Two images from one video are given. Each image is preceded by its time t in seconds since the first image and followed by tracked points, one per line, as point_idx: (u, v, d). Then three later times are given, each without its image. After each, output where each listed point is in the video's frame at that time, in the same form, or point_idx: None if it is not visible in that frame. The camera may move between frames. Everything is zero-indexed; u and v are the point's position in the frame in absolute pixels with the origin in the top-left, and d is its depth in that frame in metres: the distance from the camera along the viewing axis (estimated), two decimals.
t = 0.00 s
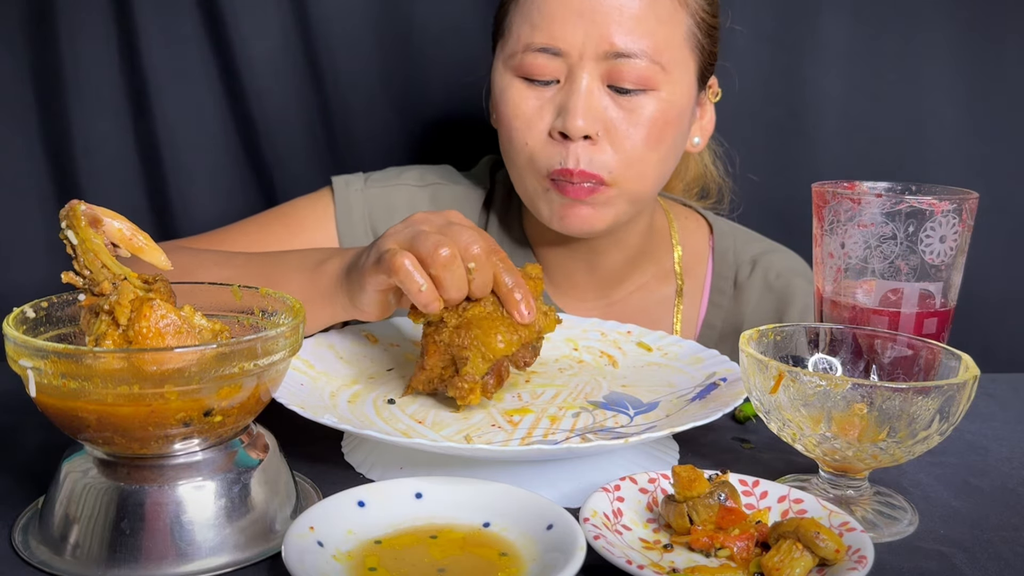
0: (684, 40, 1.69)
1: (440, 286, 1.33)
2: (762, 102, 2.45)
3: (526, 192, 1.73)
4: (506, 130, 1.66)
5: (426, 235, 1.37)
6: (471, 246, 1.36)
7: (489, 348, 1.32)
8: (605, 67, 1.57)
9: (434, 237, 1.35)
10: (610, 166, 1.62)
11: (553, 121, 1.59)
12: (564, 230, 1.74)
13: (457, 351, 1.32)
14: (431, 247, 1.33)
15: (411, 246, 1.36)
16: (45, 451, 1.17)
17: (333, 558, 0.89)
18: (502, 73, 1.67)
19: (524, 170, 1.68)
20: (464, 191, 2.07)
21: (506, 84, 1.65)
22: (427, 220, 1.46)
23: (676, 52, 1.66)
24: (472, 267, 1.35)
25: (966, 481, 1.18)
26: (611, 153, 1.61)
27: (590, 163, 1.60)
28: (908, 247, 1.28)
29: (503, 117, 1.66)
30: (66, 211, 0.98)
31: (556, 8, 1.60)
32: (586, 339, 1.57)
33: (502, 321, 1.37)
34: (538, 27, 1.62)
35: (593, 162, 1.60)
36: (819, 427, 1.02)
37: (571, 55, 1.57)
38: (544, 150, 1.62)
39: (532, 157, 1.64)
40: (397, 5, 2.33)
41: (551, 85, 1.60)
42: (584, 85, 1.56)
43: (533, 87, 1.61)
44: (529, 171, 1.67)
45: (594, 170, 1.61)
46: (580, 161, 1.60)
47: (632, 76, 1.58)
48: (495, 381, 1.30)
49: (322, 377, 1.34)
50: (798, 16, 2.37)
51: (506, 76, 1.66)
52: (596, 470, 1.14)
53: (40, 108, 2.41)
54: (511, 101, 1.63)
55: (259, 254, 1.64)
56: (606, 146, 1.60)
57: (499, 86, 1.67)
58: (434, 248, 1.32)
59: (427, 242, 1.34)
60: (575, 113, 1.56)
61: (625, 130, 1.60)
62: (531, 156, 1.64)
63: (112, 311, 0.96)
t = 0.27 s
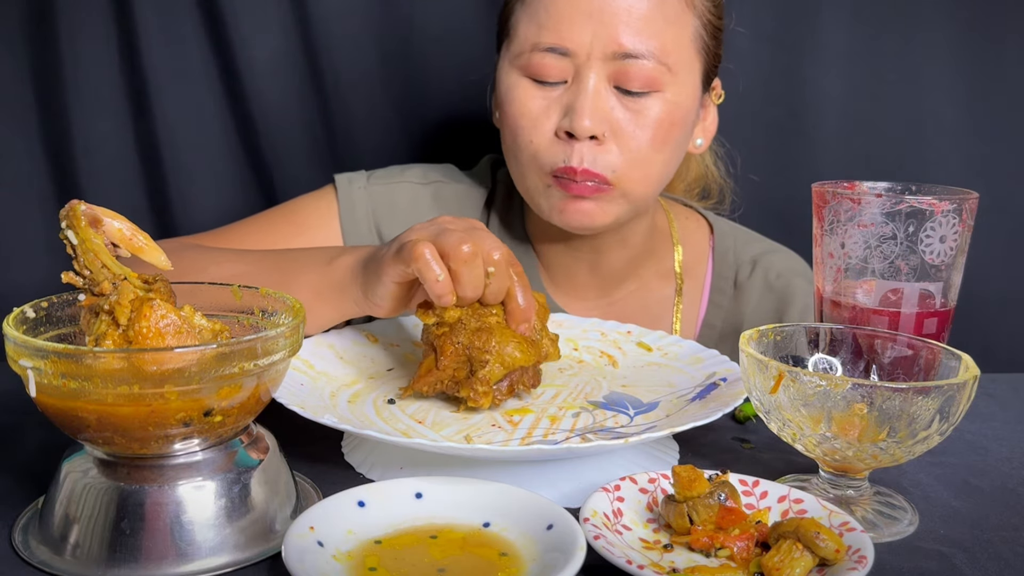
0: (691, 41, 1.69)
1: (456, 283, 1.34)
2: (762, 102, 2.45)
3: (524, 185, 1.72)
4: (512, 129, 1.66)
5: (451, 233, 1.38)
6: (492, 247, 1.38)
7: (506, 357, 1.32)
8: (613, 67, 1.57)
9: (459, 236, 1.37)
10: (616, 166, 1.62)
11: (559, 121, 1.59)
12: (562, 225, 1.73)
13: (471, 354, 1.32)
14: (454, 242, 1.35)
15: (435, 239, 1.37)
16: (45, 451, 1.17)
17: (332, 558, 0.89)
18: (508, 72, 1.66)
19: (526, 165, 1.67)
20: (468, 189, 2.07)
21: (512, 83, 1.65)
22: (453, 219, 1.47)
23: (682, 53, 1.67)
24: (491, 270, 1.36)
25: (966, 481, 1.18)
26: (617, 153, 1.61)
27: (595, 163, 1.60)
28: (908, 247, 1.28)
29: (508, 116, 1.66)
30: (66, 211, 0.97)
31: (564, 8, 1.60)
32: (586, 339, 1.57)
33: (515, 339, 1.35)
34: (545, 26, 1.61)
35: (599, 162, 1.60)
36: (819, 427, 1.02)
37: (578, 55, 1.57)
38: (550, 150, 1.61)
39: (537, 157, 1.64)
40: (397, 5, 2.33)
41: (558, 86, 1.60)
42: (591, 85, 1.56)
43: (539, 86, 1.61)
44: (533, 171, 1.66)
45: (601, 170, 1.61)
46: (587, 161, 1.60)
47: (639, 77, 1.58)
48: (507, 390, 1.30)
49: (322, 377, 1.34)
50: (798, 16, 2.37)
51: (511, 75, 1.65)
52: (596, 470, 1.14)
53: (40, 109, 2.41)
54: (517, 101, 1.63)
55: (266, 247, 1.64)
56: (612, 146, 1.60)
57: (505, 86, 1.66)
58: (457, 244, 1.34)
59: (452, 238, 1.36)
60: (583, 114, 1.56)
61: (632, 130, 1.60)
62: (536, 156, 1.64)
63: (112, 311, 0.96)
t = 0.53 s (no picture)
0: (698, 41, 1.69)
1: (472, 297, 1.35)
2: (762, 102, 2.45)
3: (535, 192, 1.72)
4: (519, 131, 1.66)
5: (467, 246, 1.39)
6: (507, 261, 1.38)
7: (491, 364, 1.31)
8: (620, 69, 1.57)
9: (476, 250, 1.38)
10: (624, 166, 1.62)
11: (567, 122, 1.59)
12: (578, 234, 1.75)
13: (460, 361, 1.33)
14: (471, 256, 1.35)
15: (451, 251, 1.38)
16: (45, 451, 1.17)
17: (333, 558, 0.89)
18: (515, 73, 1.66)
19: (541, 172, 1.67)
20: (470, 187, 2.08)
21: (518, 85, 1.64)
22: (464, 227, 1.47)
23: (690, 54, 1.66)
24: (507, 286, 1.37)
25: (966, 481, 1.18)
26: (625, 154, 1.61)
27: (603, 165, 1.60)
28: (908, 247, 1.28)
29: (514, 118, 1.66)
30: (66, 211, 0.97)
31: (571, 9, 1.59)
32: (586, 339, 1.57)
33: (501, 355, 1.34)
34: (552, 28, 1.61)
35: (609, 163, 1.61)
36: (819, 427, 1.02)
37: (585, 57, 1.57)
38: (559, 152, 1.62)
39: (545, 157, 1.64)
40: (396, 5, 2.33)
41: (565, 87, 1.60)
42: (599, 86, 1.56)
43: (546, 88, 1.61)
44: (541, 172, 1.66)
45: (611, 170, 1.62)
46: (596, 162, 1.60)
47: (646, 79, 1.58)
48: (482, 405, 1.28)
49: (322, 377, 1.34)
50: (798, 16, 2.37)
51: (518, 76, 1.65)
52: (596, 470, 1.14)
53: (39, 108, 2.41)
54: (524, 103, 1.63)
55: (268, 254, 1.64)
56: (620, 147, 1.60)
57: (511, 87, 1.66)
58: (474, 259, 1.35)
59: (468, 252, 1.37)
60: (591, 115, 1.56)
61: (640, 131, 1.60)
62: (544, 156, 1.64)
63: (112, 311, 0.96)
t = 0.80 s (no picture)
0: (702, 45, 1.70)
1: (449, 316, 1.34)
2: (762, 102, 2.45)
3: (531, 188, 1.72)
4: (521, 131, 1.65)
5: (445, 257, 1.36)
6: (484, 277, 1.37)
7: (467, 362, 1.32)
8: (624, 71, 1.57)
9: (454, 265, 1.35)
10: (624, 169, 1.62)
11: (570, 123, 1.59)
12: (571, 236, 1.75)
13: (435, 360, 1.32)
14: (448, 273, 1.33)
15: (428, 265, 1.35)
16: (45, 451, 1.17)
17: (333, 558, 0.89)
18: (518, 73, 1.66)
19: (536, 170, 1.67)
20: (471, 189, 2.07)
21: (522, 85, 1.64)
22: (447, 231, 1.42)
23: (693, 56, 1.67)
24: (485, 302, 1.36)
25: (966, 481, 1.18)
26: (626, 156, 1.61)
27: (604, 167, 1.60)
28: (908, 247, 1.28)
29: (517, 118, 1.66)
30: (66, 212, 0.97)
31: (576, 8, 1.59)
32: (586, 339, 1.57)
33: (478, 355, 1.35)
34: (557, 28, 1.61)
35: (608, 165, 1.60)
36: (819, 427, 1.02)
37: (590, 57, 1.57)
38: (561, 152, 1.61)
39: (546, 158, 1.63)
40: (397, 5, 2.33)
41: (569, 87, 1.59)
42: (602, 88, 1.56)
43: (549, 87, 1.61)
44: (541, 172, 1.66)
45: (609, 172, 1.61)
46: (596, 164, 1.60)
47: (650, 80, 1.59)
48: (461, 403, 1.27)
49: (321, 377, 1.34)
50: (798, 16, 2.37)
51: (521, 76, 1.65)
52: (596, 470, 1.14)
53: (39, 108, 2.41)
54: (527, 103, 1.63)
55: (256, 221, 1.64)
56: (622, 149, 1.60)
57: (514, 87, 1.66)
58: (451, 277, 1.33)
59: (447, 267, 1.34)
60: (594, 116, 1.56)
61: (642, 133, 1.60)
62: (546, 157, 1.63)
63: (112, 311, 0.96)
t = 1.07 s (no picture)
0: (711, 44, 1.70)
1: (454, 331, 1.28)
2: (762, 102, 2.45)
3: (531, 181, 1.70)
4: (529, 131, 1.64)
5: (474, 277, 1.27)
6: (504, 307, 1.28)
7: (454, 368, 1.28)
8: (635, 71, 1.57)
9: (478, 289, 1.26)
10: (633, 170, 1.62)
11: (579, 124, 1.59)
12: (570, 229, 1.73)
13: (421, 364, 1.28)
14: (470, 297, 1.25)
15: (452, 278, 1.26)
16: (45, 451, 1.17)
17: (332, 558, 0.89)
18: (526, 73, 1.66)
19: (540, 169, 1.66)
20: (482, 194, 2.06)
21: (529, 86, 1.64)
22: (479, 245, 1.32)
23: (702, 57, 1.67)
24: (495, 335, 1.28)
25: (966, 481, 1.18)
26: (634, 157, 1.61)
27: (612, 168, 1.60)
28: (908, 247, 1.28)
29: (524, 119, 1.65)
30: (66, 211, 0.97)
31: (585, 9, 1.60)
32: (586, 339, 1.57)
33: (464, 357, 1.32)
34: (566, 29, 1.61)
35: (617, 165, 1.60)
36: (819, 427, 1.02)
37: (599, 58, 1.57)
38: (570, 154, 1.61)
39: (555, 159, 1.63)
40: (397, 5, 2.33)
41: (578, 87, 1.59)
42: (613, 88, 1.56)
43: (558, 88, 1.61)
44: (549, 174, 1.65)
45: (617, 173, 1.61)
46: (604, 164, 1.60)
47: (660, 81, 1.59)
48: (444, 410, 1.25)
49: (321, 378, 1.34)
50: (798, 16, 2.37)
51: (529, 77, 1.65)
52: (596, 470, 1.14)
53: (39, 108, 2.41)
54: (535, 103, 1.62)
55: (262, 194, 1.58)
56: (632, 150, 1.60)
57: (522, 87, 1.66)
58: (472, 303, 1.25)
59: (473, 292, 1.25)
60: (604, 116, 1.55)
61: (651, 134, 1.60)
62: (554, 157, 1.63)
63: (112, 310, 0.96)
